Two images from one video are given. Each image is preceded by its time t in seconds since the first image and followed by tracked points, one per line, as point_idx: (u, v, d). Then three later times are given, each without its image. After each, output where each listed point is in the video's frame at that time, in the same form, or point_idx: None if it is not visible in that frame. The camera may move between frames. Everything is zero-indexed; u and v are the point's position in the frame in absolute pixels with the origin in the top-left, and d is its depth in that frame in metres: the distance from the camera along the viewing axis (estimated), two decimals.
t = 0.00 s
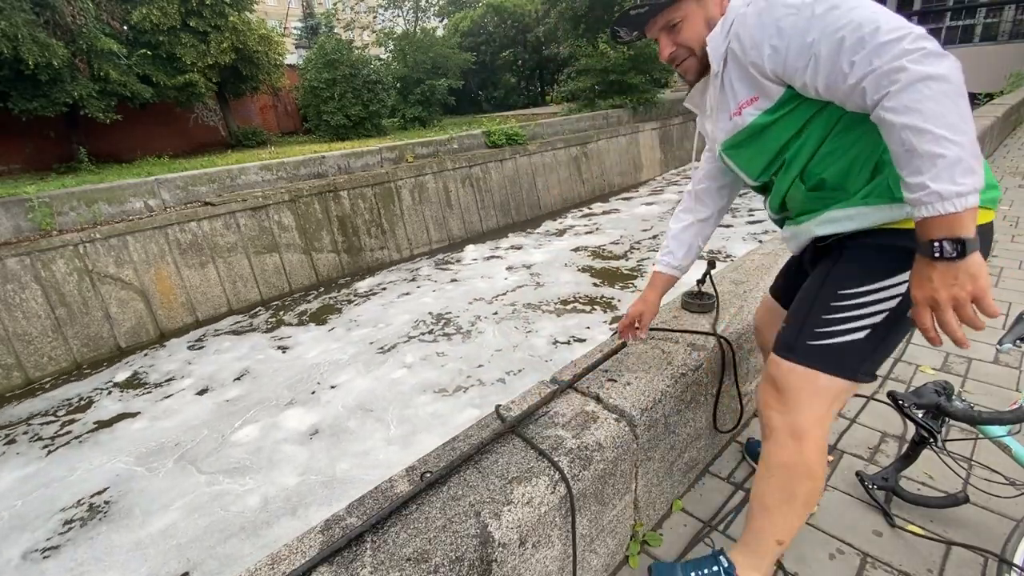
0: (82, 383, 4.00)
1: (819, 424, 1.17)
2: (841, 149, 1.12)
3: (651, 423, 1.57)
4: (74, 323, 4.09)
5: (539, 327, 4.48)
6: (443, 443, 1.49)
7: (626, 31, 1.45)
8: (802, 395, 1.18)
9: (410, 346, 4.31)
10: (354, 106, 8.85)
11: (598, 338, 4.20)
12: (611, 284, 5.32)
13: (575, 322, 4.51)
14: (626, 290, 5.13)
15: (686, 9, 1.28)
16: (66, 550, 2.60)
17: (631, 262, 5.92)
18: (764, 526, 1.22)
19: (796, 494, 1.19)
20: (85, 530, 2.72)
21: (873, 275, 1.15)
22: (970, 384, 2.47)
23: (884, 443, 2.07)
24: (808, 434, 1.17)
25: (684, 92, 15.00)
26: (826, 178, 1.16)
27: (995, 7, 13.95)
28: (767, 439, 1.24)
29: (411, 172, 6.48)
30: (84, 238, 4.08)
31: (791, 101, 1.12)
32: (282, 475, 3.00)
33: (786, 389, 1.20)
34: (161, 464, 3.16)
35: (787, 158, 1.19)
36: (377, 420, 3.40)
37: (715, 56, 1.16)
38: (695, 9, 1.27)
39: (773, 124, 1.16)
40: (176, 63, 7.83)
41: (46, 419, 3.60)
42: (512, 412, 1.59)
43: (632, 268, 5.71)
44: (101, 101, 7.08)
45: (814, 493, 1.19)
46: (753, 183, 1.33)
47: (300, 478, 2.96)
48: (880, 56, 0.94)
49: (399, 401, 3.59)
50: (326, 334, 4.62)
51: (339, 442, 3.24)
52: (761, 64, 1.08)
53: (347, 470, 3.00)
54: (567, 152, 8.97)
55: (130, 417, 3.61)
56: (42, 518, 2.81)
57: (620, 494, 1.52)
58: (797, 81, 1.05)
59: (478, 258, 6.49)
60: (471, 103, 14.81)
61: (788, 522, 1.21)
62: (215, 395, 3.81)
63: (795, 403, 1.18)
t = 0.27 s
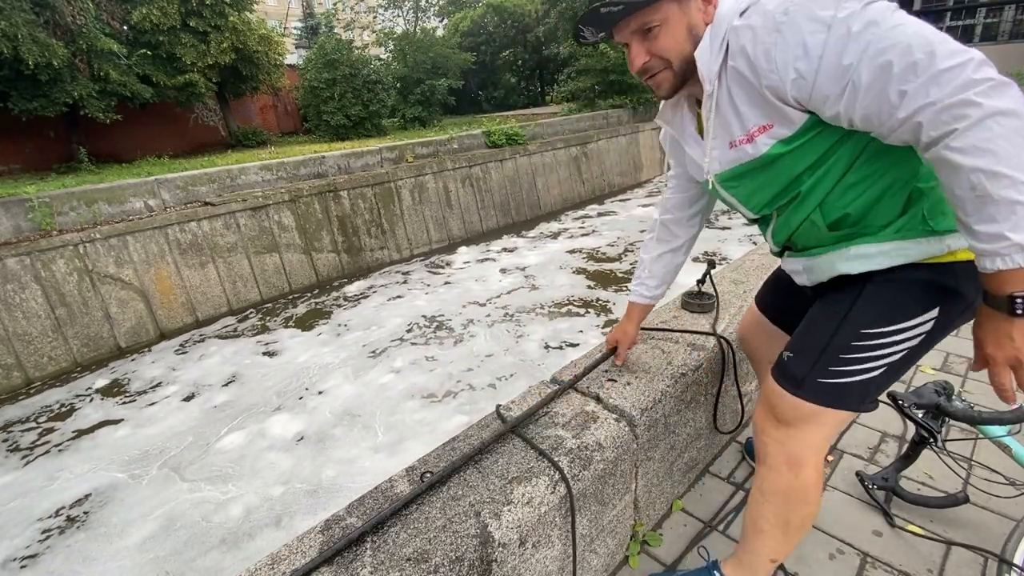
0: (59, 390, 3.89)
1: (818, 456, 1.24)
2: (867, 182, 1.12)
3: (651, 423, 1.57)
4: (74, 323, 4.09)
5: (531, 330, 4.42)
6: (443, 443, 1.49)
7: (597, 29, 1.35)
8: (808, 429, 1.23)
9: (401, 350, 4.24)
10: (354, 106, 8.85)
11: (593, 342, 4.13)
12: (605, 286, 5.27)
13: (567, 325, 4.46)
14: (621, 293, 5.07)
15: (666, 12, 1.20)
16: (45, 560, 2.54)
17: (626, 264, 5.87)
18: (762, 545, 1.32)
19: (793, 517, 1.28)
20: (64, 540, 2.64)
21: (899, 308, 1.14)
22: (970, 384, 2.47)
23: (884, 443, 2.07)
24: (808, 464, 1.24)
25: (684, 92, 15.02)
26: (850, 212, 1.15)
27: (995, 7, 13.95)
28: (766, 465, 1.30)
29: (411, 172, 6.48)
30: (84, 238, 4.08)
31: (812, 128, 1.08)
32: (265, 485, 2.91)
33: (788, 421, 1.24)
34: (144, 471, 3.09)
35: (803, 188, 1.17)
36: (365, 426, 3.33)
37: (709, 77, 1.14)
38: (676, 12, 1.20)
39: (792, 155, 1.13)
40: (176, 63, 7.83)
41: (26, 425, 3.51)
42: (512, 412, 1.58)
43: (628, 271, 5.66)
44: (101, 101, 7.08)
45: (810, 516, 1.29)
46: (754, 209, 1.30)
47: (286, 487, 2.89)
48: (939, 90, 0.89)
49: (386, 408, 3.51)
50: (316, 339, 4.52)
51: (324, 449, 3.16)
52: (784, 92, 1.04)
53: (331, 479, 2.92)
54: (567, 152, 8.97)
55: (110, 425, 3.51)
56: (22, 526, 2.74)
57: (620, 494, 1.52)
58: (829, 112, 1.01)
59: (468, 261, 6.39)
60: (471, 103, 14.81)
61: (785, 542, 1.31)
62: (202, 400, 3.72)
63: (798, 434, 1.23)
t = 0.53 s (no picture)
0: (36, 399, 3.80)
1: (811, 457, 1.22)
2: (876, 166, 1.07)
3: (650, 423, 1.57)
4: (74, 323, 4.09)
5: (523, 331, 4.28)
6: (442, 443, 1.48)
7: None
8: (801, 431, 1.20)
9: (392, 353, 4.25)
10: (354, 106, 8.85)
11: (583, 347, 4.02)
12: (599, 288, 5.10)
13: (559, 328, 4.31)
14: (615, 295, 4.90)
15: None
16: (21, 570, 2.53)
17: (621, 265, 5.67)
18: (758, 551, 1.28)
19: (789, 522, 1.25)
20: (42, 550, 2.63)
21: (884, 305, 1.12)
22: (970, 384, 2.47)
23: (884, 444, 2.07)
24: (801, 467, 1.22)
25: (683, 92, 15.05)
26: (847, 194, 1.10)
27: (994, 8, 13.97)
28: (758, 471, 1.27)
29: (411, 172, 6.48)
30: (84, 238, 4.08)
31: (849, 88, 1.00)
32: (247, 493, 2.92)
33: (781, 423, 1.21)
34: (125, 479, 3.07)
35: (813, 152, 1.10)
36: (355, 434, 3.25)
37: None
38: None
39: (819, 110, 1.05)
40: (176, 63, 7.82)
41: (6, 433, 3.45)
42: (512, 412, 1.58)
43: (623, 272, 5.49)
44: (101, 100, 7.07)
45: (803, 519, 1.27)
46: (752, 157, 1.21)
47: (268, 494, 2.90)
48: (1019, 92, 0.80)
49: (371, 416, 3.50)
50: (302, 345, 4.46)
51: (310, 455, 3.17)
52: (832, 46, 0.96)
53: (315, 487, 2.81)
54: (567, 151, 8.97)
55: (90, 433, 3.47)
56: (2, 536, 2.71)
57: (620, 494, 1.52)
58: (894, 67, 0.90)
59: (455, 265, 6.28)
60: (471, 103, 14.81)
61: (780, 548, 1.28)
62: (186, 408, 3.70)
63: (792, 435, 1.20)
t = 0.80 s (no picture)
0: (13, 406, 3.67)
1: (808, 442, 1.24)
2: (891, 139, 1.08)
3: (650, 423, 1.57)
4: (74, 323, 4.09)
5: (515, 336, 4.27)
6: (442, 443, 1.47)
7: None
8: (799, 417, 1.22)
9: (379, 356, 4.09)
10: (354, 106, 8.86)
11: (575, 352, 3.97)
12: (593, 292, 5.08)
13: (551, 332, 4.30)
14: (610, 299, 4.88)
15: None
16: None
17: (616, 269, 5.65)
18: (763, 537, 1.31)
19: (793, 507, 1.27)
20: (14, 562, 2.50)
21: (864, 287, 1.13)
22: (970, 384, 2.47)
23: (884, 443, 2.07)
24: (801, 450, 1.24)
25: (683, 92, 15.06)
26: (856, 159, 1.09)
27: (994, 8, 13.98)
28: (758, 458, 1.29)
29: (411, 172, 6.48)
30: (84, 238, 4.08)
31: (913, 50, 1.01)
32: (230, 504, 2.75)
33: (778, 411, 1.24)
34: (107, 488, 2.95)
35: (849, 102, 1.09)
36: (339, 441, 3.16)
37: None
38: None
39: (879, 61, 1.05)
40: (176, 63, 7.83)
41: None
42: (512, 412, 1.58)
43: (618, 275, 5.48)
44: (101, 100, 7.07)
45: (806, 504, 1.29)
46: (787, 91, 1.18)
47: (250, 505, 2.74)
48: None
49: (362, 423, 3.31)
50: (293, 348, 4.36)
51: (296, 464, 3.00)
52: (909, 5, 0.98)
53: (301, 495, 2.78)
54: (567, 151, 8.97)
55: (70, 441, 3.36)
56: None
57: (620, 494, 1.52)
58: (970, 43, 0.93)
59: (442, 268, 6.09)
60: (471, 103, 14.81)
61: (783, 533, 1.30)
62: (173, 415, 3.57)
63: (787, 423, 1.23)
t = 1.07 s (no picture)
0: None
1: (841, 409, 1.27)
2: (916, 114, 1.11)
3: (651, 423, 1.57)
4: (74, 323, 4.09)
5: (506, 341, 4.27)
6: (443, 443, 1.47)
7: None
8: (832, 387, 1.25)
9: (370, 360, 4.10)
10: (354, 106, 8.86)
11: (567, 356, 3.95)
12: (587, 295, 5.08)
13: (543, 336, 4.29)
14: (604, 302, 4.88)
15: None
16: None
17: (610, 271, 5.65)
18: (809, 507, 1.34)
19: (835, 472, 1.31)
20: None
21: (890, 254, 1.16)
22: (969, 384, 2.47)
23: (884, 443, 2.07)
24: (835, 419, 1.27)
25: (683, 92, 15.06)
26: (882, 131, 1.11)
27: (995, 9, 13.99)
28: (793, 432, 1.31)
29: (411, 173, 6.48)
30: (84, 238, 4.09)
31: (946, 26, 1.04)
32: (210, 512, 2.74)
33: (811, 387, 1.25)
34: (89, 497, 2.90)
35: (882, 72, 1.10)
36: (325, 448, 3.15)
37: None
38: None
39: (916, 33, 1.07)
40: (176, 63, 7.83)
41: None
42: (512, 412, 1.58)
43: (611, 278, 5.47)
44: (101, 100, 7.08)
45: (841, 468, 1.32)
46: (822, 54, 1.18)
47: (232, 515, 2.72)
48: None
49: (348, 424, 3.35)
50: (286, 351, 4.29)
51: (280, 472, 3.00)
52: None
53: (286, 504, 2.76)
54: (568, 151, 8.97)
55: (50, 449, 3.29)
56: None
57: (620, 494, 1.52)
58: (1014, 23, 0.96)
59: (431, 272, 6.02)
60: (471, 103, 14.80)
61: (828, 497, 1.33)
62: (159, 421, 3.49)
63: (822, 396, 1.25)
